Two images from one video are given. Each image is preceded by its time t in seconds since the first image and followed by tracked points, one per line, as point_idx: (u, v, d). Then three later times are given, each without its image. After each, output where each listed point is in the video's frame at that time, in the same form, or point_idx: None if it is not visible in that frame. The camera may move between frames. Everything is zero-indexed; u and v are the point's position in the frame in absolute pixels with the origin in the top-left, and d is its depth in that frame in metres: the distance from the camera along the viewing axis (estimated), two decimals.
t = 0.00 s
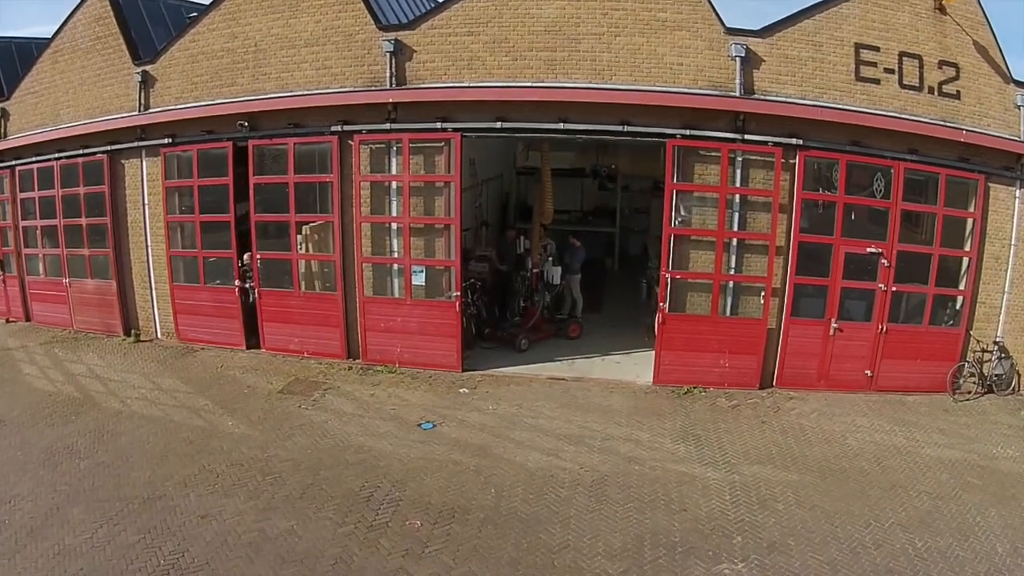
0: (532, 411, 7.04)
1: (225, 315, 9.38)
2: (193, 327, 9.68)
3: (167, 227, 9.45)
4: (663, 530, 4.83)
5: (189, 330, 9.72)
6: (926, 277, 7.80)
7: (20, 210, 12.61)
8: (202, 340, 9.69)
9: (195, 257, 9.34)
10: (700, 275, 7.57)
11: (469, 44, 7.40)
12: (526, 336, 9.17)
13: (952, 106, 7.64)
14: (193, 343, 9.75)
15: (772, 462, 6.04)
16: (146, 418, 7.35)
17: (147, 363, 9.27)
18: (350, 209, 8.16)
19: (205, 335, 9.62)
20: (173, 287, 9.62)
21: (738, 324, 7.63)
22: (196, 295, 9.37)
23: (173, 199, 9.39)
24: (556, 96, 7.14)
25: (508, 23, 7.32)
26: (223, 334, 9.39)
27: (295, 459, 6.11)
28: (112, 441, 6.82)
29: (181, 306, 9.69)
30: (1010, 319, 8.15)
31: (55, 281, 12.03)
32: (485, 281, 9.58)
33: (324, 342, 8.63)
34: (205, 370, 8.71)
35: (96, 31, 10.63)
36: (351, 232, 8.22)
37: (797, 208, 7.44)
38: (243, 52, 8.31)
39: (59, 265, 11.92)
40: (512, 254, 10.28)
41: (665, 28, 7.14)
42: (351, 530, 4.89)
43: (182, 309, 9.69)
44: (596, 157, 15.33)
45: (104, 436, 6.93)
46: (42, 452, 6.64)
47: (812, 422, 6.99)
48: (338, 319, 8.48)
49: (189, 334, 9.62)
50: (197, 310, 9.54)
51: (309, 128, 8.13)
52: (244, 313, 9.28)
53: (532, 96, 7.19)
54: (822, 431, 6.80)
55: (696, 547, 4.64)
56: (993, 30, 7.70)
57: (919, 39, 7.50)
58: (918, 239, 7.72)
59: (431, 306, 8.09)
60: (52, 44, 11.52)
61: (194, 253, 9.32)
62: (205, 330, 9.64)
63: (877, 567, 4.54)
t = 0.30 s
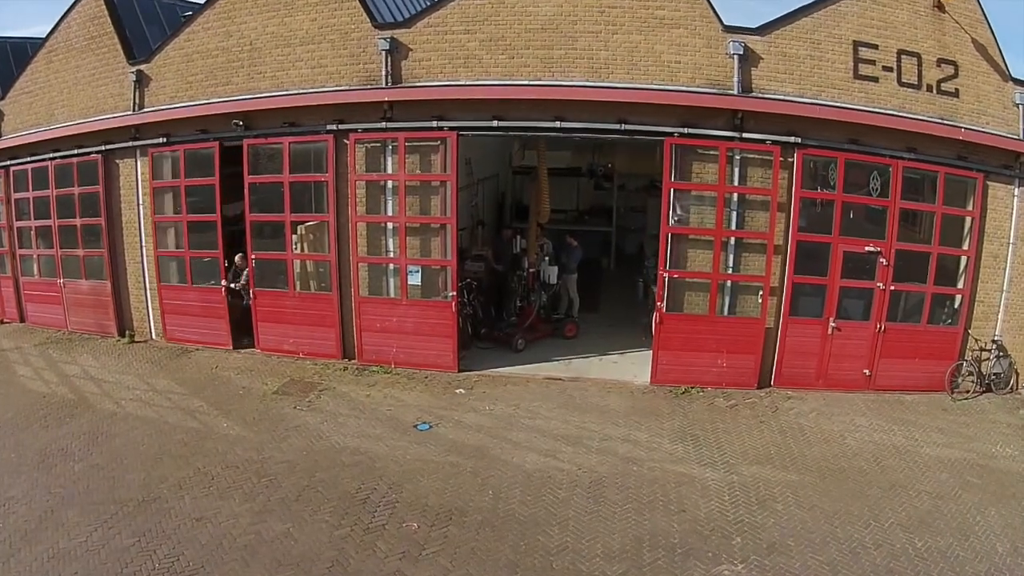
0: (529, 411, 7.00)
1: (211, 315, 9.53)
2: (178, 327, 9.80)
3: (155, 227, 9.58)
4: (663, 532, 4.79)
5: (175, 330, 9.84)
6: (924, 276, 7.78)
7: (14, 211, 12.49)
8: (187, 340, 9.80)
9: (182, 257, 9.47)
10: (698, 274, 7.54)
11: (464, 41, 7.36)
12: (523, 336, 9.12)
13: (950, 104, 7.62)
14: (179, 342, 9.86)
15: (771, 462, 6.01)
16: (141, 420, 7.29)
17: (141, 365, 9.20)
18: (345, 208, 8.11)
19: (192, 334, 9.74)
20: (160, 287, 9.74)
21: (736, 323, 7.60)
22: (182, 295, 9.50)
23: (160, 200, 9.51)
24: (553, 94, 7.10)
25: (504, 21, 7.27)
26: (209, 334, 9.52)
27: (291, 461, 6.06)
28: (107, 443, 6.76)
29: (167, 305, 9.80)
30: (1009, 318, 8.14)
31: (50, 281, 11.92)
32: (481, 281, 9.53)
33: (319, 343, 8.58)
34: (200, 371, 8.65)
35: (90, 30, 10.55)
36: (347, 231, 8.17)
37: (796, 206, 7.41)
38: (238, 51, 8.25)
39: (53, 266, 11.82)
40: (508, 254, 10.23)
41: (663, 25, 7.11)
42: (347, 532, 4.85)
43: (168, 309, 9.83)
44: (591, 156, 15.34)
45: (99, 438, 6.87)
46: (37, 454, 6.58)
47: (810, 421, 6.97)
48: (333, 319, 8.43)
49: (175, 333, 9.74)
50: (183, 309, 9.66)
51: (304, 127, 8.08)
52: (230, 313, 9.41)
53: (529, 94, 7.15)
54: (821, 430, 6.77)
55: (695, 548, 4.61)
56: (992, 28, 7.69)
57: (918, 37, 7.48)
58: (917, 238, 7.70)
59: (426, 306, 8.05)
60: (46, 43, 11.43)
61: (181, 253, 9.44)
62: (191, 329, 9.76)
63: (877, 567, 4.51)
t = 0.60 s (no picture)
0: (516, 413, 6.97)
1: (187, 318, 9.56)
2: (156, 329, 9.84)
3: (132, 231, 9.64)
4: (652, 533, 4.76)
5: (153, 333, 9.89)
6: (910, 274, 7.81)
7: None
8: (164, 342, 9.85)
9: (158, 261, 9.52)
10: (683, 274, 7.52)
11: (449, 42, 7.33)
12: (508, 337, 9.08)
13: (937, 102, 7.64)
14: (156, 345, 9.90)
15: (759, 461, 6.00)
16: (126, 425, 7.20)
17: (126, 369, 9.11)
18: (329, 210, 8.06)
19: (169, 337, 9.78)
20: (138, 290, 9.79)
21: (722, 323, 7.60)
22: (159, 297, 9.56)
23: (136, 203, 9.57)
24: (538, 94, 7.07)
25: (489, 21, 7.24)
26: (185, 337, 9.55)
27: (276, 465, 6.01)
28: (91, 448, 6.67)
29: (145, 308, 9.85)
30: (995, 315, 8.17)
31: (34, 285, 11.78)
32: (465, 283, 9.48)
33: (304, 346, 8.52)
34: (186, 375, 8.58)
35: (74, 32, 10.45)
36: (331, 234, 8.12)
37: (781, 206, 7.41)
38: (221, 52, 8.19)
39: (38, 270, 11.69)
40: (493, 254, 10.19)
41: (648, 25, 7.09)
42: (334, 537, 4.79)
43: (145, 312, 9.87)
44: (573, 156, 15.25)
45: (85, 444, 6.78)
46: (22, 460, 6.48)
47: (798, 421, 6.97)
48: (318, 321, 8.37)
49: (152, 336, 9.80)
50: (160, 312, 9.71)
51: (287, 129, 8.02)
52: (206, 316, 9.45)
53: (514, 95, 7.11)
54: (809, 429, 6.77)
55: (684, 549, 4.58)
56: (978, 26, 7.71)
57: (904, 36, 7.50)
58: (902, 237, 7.72)
59: (412, 308, 8.00)
60: (29, 45, 11.30)
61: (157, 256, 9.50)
62: (168, 332, 9.80)
63: (866, 566, 4.49)
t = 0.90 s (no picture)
0: (514, 416, 6.93)
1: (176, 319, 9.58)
2: (145, 331, 9.85)
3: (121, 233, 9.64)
4: (652, 538, 4.73)
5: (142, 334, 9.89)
6: (910, 276, 7.79)
7: None
8: (154, 344, 9.85)
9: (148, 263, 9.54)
10: (682, 276, 7.49)
11: (446, 43, 7.30)
12: (505, 340, 9.03)
13: (936, 103, 7.62)
14: (145, 347, 9.91)
15: (758, 465, 5.97)
16: (123, 428, 7.15)
17: (123, 371, 9.06)
18: (326, 212, 8.02)
19: (158, 339, 9.79)
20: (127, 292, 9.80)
21: (721, 325, 7.57)
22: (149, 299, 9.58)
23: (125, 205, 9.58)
24: (537, 95, 7.04)
25: (486, 22, 7.21)
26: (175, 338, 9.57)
27: (274, 469, 5.96)
28: (88, 452, 6.61)
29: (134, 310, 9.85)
30: (995, 317, 8.15)
31: (31, 287, 11.71)
32: (463, 285, 9.44)
33: (301, 348, 8.48)
34: (183, 378, 8.53)
35: (70, 33, 10.40)
36: (328, 236, 8.08)
37: (780, 207, 7.38)
38: (218, 53, 8.15)
39: (35, 272, 11.62)
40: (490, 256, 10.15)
41: (646, 26, 7.07)
42: (332, 542, 4.75)
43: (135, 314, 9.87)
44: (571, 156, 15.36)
45: (82, 447, 6.73)
46: (19, 463, 6.43)
47: (797, 423, 6.94)
48: (315, 323, 8.33)
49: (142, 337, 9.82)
50: (150, 314, 9.73)
51: (283, 130, 7.99)
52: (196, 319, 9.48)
53: (512, 96, 7.08)
54: (808, 432, 6.74)
55: (684, 554, 4.55)
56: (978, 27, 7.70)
57: (903, 37, 7.48)
58: (902, 238, 7.70)
59: (409, 310, 7.97)
60: (26, 47, 11.24)
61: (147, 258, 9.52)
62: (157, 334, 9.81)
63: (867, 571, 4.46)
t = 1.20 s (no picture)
0: (513, 422, 6.86)
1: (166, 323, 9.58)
2: (137, 334, 9.86)
3: (112, 235, 9.63)
4: (653, 547, 4.66)
5: (134, 337, 9.91)
6: (912, 279, 7.72)
7: None
8: (145, 347, 9.86)
9: (139, 266, 9.54)
10: (683, 280, 7.43)
11: (443, 44, 7.23)
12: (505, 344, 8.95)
13: (939, 106, 7.56)
14: (138, 350, 9.92)
15: (759, 471, 5.90)
16: (119, 434, 7.07)
17: (120, 376, 8.98)
18: (323, 215, 7.95)
19: (150, 342, 9.80)
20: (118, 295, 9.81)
21: (722, 330, 7.50)
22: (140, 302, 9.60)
23: (116, 208, 9.56)
24: (536, 97, 6.98)
25: (484, 24, 7.15)
26: (166, 341, 9.59)
27: (271, 476, 5.89)
28: (83, 458, 6.54)
29: (125, 314, 9.86)
30: (997, 321, 8.09)
31: (27, 290, 11.61)
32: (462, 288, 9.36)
33: (298, 353, 8.40)
34: (180, 383, 8.45)
35: (66, 35, 10.33)
36: (325, 239, 8.01)
37: (782, 211, 7.32)
38: (214, 55, 8.08)
39: (31, 275, 11.52)
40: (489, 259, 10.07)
41: (646, 27, 7.01)
42: (328, 552, 4.68)
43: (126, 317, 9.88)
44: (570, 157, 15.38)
45: (78, 454, 6.65)
46: (14, 469, 6.36)
47: (799, 429, 6.87)
48: (312, 328, 8.26)
49: (134, 341, 9.85)
50: (141, 317, 9.73)
51: (280, 133, 7.92)
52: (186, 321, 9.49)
53: (511, 98, 7.01)
54: (809, 438, 6.67)
55: (686, 564, 4.48)
56: (980, 29, 7.64)
57: (905, 38, 7.42)
58: (904, 242, 7.64)
59: (407, 314, 7.89)
60: (21, 48, 11.16)
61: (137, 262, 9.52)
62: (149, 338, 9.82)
63: None
